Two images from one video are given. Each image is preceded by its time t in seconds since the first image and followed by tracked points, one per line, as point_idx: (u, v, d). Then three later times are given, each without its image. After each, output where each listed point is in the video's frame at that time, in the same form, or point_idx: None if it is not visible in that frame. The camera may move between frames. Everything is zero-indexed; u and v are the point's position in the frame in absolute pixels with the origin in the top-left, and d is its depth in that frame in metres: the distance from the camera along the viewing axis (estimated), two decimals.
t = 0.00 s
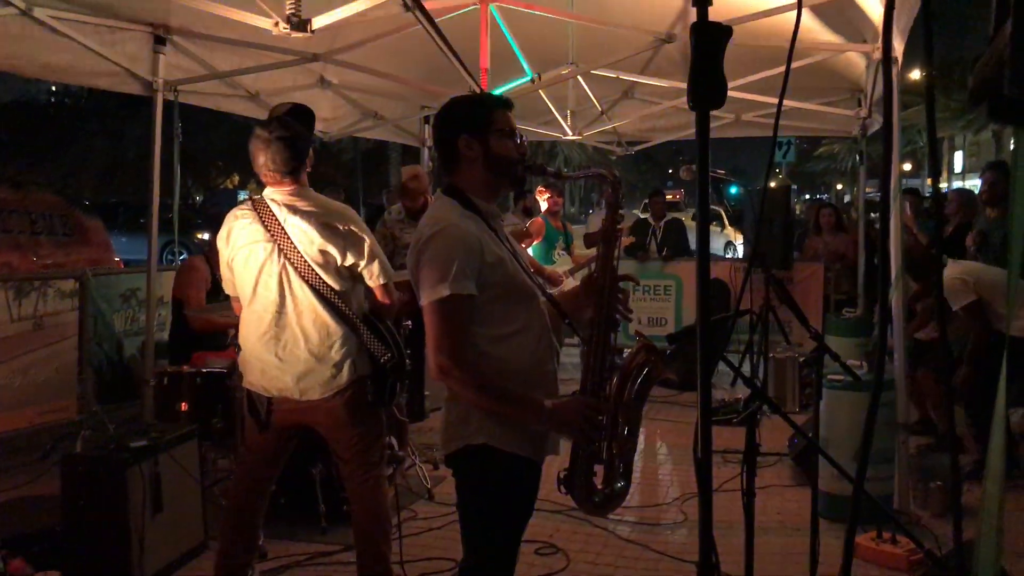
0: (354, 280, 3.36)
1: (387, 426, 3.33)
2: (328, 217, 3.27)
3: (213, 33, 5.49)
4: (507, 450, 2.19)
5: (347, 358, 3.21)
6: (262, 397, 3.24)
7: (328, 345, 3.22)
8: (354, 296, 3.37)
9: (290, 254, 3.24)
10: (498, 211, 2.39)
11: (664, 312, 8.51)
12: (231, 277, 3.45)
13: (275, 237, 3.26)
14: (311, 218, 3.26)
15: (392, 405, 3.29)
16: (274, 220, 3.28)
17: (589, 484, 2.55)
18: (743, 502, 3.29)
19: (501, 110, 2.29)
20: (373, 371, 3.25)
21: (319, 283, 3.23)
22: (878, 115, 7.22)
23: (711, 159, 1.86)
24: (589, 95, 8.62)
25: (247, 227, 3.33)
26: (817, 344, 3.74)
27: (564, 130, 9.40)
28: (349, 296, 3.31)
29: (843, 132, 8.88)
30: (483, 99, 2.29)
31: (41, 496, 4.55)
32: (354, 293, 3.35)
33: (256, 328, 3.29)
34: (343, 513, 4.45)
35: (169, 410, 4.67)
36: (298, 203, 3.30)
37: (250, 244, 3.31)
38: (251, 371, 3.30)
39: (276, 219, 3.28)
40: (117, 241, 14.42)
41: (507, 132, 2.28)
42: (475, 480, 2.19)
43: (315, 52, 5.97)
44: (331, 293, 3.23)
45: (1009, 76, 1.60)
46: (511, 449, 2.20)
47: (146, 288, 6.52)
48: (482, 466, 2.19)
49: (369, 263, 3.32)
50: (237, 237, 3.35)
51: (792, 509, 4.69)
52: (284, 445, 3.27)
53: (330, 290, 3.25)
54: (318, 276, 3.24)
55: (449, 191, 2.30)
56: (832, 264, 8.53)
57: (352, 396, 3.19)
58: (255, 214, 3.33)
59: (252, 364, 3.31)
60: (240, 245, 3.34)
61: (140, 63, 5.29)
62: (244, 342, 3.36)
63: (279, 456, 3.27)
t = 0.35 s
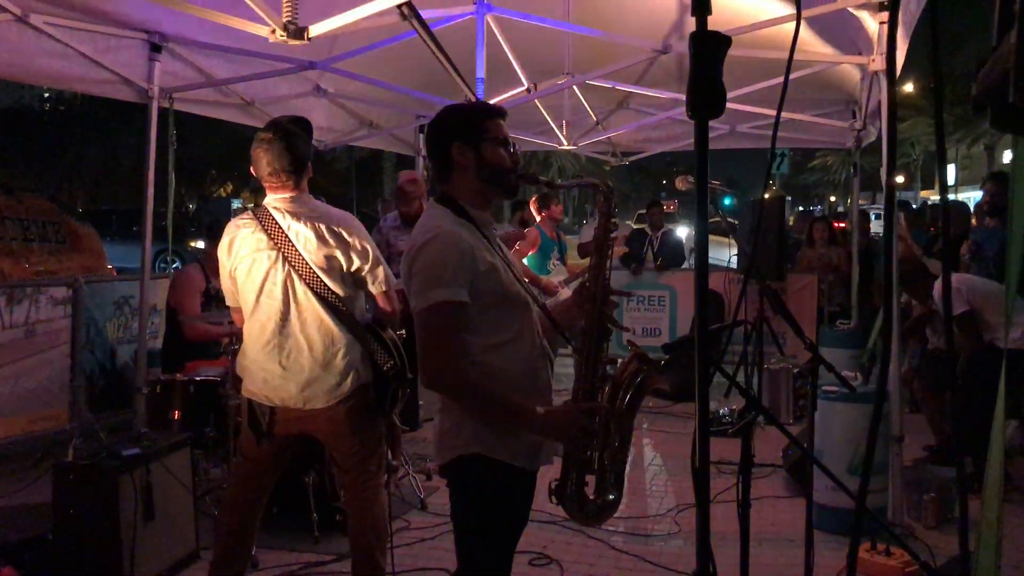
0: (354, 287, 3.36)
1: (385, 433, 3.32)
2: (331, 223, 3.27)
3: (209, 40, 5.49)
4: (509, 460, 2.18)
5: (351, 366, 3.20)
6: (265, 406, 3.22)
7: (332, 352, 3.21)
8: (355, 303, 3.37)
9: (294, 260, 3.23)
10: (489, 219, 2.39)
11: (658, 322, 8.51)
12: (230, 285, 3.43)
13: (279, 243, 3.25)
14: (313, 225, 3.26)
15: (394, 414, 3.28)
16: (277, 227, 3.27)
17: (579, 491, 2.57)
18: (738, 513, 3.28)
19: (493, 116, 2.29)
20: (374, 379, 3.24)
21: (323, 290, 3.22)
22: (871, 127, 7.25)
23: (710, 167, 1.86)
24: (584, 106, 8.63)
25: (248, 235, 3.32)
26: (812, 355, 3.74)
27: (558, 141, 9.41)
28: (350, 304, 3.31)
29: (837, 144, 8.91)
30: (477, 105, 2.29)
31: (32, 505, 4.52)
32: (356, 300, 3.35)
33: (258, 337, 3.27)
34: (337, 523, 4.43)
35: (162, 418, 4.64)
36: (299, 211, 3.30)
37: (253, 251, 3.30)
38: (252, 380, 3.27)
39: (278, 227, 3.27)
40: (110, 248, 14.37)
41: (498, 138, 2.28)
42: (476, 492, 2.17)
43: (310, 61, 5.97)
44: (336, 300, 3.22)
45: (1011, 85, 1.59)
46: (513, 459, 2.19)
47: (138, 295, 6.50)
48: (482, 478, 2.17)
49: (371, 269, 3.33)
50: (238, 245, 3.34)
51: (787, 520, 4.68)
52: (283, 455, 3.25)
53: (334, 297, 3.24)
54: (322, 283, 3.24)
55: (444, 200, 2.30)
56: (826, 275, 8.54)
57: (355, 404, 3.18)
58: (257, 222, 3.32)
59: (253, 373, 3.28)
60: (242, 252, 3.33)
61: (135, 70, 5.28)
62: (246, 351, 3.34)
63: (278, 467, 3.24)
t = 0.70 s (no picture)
0: (353, 290, 3.36)
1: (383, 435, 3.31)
2: (330, 226, 3.26)
3: (210, 43, 5.49)
4: (503, 460, 2.18)
5: (348, 368, 3.20)
6: (262, 407, 3.21)
7: (328, 354, 3.20)
8: (353, 305, 3.36)
9: (292, 262, 3.23)
10: (488, 222, 2.38)
11: (660, 325, 8.52)
12: (230, 284, 3.43)
13: (278, 244, 3.25)
14: (312, 228, 3.25)
15: (391, 416, 3.28)
16: (277, 228, 3.27)
17: (577, 493, 2.52)
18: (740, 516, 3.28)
19: (494, 119, 2.29)
20: (370, 381, 3.23)
21: (321, 292, 3.22)
22: (873, 130, 7.24)
23: (715, 169, 1.86)
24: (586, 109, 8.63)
25: (249, 235, 3.31)
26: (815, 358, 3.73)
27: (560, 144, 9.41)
28: (348, 306, 3.30)
29: (839, 147, 8.90)
30: (478, 108, 2.29)
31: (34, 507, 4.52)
32: (355, 302, 3.34)
33: (256, 337, 3.26)
34: (338, 526, 4.42)
35: (163, 421, 4.65)
36: (300, 212, 3.29)
37: (253, 251, 3.29)
38: (250, 380, 3.27)
39: (278, 228, 3.27)
40: (111, 252, 14.38)
41: (499, 142, 2.27)
42: (470, 491, 2.17)
43: (312, 64, 5.97)
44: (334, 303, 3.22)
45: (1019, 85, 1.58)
46: (507, 460, 2.18)
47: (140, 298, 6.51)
48: (476, 478, 2.17)
49: (371, 273, 3.31)
50: (238, 245, 3.34)
51: (789, 523, 4.67)
52: (280, 456, 3.24)
53: (332, 299, 3.23)
54: (320, 285, 3.23)
55: (442, 201, 2.29)
56: (827, 279, 8.53)
57: (351, 406, 3.18)
58: (258, 222, 3.32)
59: (250, 373, 3.28)
60: (242, 252, 3.33)
61: (137, 73, 5.28)
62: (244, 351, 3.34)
63: (274, 468, 3.24)
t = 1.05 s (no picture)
0: (360, 288, 3.36)
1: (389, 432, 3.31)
2: (336, 224, 3.26)
3: (215, 42, 5.50)
4: (508, 458, 2.18)
5: (355, 365, 3.20)
6: (268, 405, 3.20)
7: (336, 352, 3.20)
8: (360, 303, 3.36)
9: (300, 260, 3.23)
10: (486, 220, 2.38)
11: (664, 324, 8.51)
12: (237, 283, 3.43)
13: (284, 243, 3.25)
14: (318, 226, 3.26)
15: (397, 413, 3.28)
16: (284, 227, 3.28)
17: (577, 492, 2.54)
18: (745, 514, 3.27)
19: (491, 117, 2.29)
20: (377, 379, 3.23)
21: (329, 290, 3.22)
22: (879, 127, 7.23)
23: (719, 165, 1.85)
24: (590, 107, 8.62)
25: (254, 234, 3.32)
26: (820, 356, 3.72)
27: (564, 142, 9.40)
28: (355, 304, 3.30)
29: (844, 145, 8.88)
30: (476, 106, 2.29)
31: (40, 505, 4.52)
32: (363, 300, 3.35)
33: (263, 336, 3.27)
34: (343, 523, 4.43)
35: (169, 420, 4.65)
36: (304, 211, 3.30)
37: (259, 250, 3.30)
38: (256, 379, 3.26)
39: (284, 226, 3.28)
40: (116, 250, 14.41)
41: (496, 139, 2.27)
42: (474, 490, 2.16)
43: (316, 63, 5.97)
44: (341, 300, 3.22)
45: None
46: (511, 457, 2.19)
47: (145, 297, 6.52)
48: (481, 476, 2.16)
49: (377, 270, 3.31)
50: (244, 244, 3.34)
51: (794, 521, 4.66)
52: (287, 454, 3.24)
53: (340, 297, 3.24)
54: (328, 283, 3.23)
55: (441, 200, 2.29)
56: (832, 277, 8.52)
57: (358, 403, 3.18)
58: (263, 221, 3.33)
59: (257, 372, 3.28)
60: (247, 251, 3.34)
61: (141, 72, 5.29)
62: (251, 350, 3.34)
63: (281, 466, 3.23)
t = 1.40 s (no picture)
0: (363, 285, 3.35)
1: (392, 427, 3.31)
2: (336, 221, 3.25)
3: (218, 38, 5.49)
4: (506, 450, 2.17)
5: (358, 361, 3.18)
6: (272, 402, 3.21)
7: (338, 348, 3.20)
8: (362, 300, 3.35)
9: (301, 257, 3.23)
10: (485, 217, 2.37)
11: (667, 321, 8.51)
12: (239, 280, 3.44)
13: (285, 240, 3.25)
14: (318, 223, 3.25)
15: (399, 409, 3.26)
16: (284, 224, 3.27)
17: (580, 487, 2.53)
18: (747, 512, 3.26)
19: (487, 114, 2.29)
20: (380, 374, 3.22)
21: (330, 287, 3.22)
22: (883, 125, 7.21)
23: (722, 163, 1.84)
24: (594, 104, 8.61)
25: (256, 232, 3.32)
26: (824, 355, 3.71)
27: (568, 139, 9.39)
28: (358, 301, 3.29)
29: (849, 143, 8.86)
30: (472, 104, 2.29)
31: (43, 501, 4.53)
32: (365, 296, 3.34)
33: (266, 333, 3.28)
34: (346, 520, 4.43)
35: (172, 416, 4.65)
36: (304, 209, 3.29)
37: (260, 248, 3.30)
38: (260, 376, 3.27)
39: (285, 223, 3.27)
40: (120, 247, 14.42)
41: (493, 135, 2.26)
42: (476, 484, 2.17)
43: (320, 60, 5.97)
44: (342, 297, 3.22)
45: None
46: (513, 454, 2.18)
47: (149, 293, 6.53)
48: (483, 470, 2.17)
49: (378, 267, 3.28)
50: (246, 241, 3.35)
51: (797, 520, 4.65)
52: (290, 450, 3.23)
53: (341, 294, 3.23)
54: (330, 280, 3.23)
55: (438, 197, 2.29)
56: (836, 275, 8.50)
57: (360, 400, 3.17)
58: (265, 219, 3.33)
59: (260, 369, 3.28)
60: (249, 248, 3.34)
61: (144, 68, 5.29)
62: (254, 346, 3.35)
63: (283, 460, 3.23)
